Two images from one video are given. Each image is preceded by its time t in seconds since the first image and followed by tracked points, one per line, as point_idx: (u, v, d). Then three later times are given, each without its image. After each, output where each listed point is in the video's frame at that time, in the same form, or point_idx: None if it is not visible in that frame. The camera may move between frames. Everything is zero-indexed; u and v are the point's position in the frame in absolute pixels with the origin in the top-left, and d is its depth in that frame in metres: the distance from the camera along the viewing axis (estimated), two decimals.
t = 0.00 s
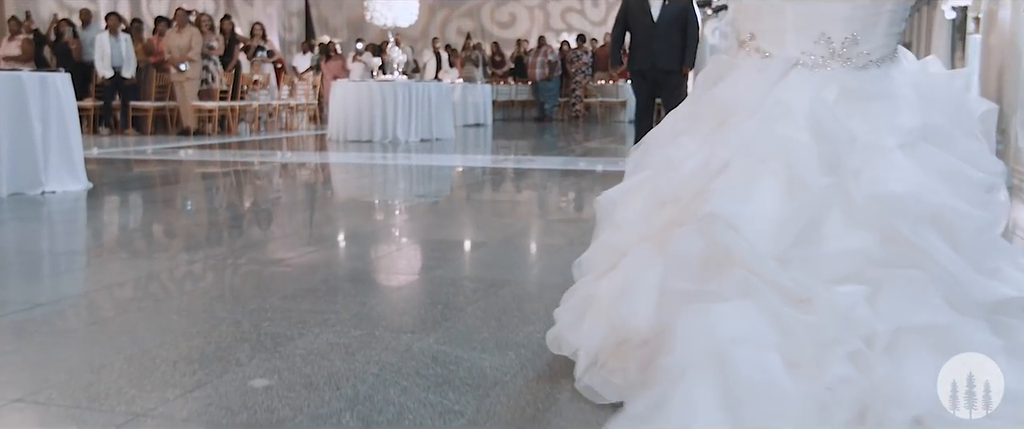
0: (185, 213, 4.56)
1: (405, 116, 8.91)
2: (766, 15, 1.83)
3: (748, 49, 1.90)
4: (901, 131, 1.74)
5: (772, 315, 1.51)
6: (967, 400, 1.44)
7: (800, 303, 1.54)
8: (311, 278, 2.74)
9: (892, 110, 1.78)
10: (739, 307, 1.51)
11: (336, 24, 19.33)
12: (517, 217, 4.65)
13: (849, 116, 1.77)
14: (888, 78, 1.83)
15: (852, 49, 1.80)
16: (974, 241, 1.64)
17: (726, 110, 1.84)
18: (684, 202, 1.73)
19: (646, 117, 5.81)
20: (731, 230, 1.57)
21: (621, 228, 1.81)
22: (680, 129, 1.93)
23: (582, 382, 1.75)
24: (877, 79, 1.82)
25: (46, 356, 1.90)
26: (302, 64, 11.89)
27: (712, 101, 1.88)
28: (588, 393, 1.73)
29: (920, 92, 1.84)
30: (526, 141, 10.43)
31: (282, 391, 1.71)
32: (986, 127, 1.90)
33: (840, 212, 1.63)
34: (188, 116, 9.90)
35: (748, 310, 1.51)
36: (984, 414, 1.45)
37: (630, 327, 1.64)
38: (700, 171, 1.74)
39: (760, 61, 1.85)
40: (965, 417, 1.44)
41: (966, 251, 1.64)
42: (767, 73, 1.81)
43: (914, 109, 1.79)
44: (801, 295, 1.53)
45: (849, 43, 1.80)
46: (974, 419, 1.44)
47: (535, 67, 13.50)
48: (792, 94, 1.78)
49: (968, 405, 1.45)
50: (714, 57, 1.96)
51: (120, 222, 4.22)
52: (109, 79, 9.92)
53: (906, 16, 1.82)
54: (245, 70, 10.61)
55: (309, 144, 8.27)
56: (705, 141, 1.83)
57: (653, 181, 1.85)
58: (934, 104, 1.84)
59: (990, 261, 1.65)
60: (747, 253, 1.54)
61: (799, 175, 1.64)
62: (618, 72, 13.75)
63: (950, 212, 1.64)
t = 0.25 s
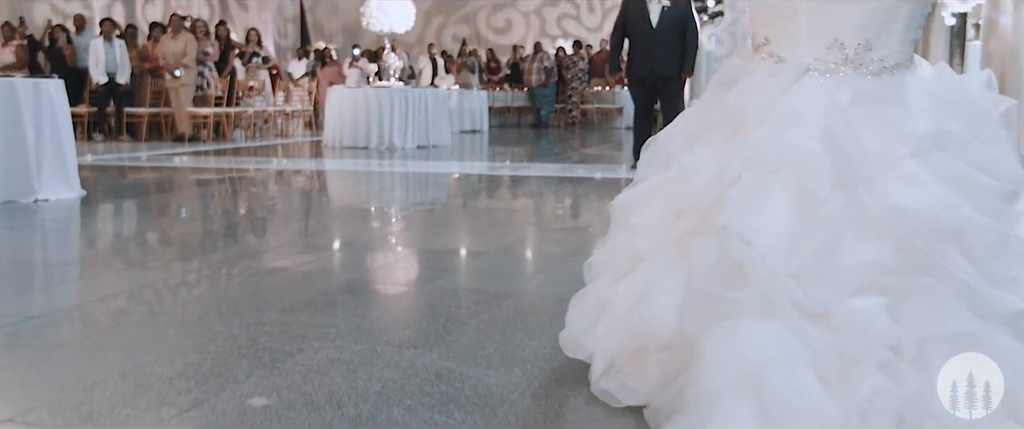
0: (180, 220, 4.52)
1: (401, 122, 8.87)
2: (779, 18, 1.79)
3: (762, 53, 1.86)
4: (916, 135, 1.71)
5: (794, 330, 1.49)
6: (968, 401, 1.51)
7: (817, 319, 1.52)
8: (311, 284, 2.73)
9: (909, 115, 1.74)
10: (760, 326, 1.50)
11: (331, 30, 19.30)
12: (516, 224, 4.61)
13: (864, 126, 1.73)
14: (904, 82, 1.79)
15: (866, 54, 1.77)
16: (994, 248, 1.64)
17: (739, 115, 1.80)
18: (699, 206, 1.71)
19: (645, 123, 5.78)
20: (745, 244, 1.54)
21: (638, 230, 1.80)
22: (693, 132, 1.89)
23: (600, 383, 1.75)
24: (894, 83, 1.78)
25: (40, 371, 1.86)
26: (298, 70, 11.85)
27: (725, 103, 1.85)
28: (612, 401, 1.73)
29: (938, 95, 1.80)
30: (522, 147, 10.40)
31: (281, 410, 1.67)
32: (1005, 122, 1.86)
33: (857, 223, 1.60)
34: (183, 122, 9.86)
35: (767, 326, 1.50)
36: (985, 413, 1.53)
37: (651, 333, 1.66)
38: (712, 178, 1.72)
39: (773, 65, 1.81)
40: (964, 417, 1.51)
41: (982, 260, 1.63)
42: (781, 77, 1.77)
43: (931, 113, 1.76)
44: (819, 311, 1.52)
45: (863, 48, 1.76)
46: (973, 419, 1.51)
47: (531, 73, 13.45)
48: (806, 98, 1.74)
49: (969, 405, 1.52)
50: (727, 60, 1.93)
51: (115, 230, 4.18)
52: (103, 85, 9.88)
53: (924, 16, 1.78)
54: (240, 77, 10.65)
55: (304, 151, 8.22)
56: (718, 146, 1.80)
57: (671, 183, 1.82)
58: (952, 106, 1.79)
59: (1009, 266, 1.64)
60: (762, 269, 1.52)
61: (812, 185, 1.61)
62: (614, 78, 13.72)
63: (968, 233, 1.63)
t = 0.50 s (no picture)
0: (173, 229, 4.46)
1: (395, 130, 8.82)
2: (791, 27, 1.83)
3: (779, 62, 1.90)
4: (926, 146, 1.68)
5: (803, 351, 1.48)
6: (967, 400, 1.44)
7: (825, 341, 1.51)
8: (308, 294, 2.70)
9: (916, 128, 1.72)
10: (766, 347, 1.48)
11: (325, 36, 19.27)
12: (512, 232, 4.56)
13: (870, 144, 1.71)
14: (919, 92, 1.76)
15: (878, 61, 1.78)
16: (1005, 263, 1.57)
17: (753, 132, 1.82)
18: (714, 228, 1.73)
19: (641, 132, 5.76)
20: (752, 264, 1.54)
21: (657, 248, 1.82)
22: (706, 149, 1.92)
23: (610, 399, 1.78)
24: (909, 96, 1.75)
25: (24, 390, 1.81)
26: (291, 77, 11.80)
27: (739, 119, 1.87)
28: (626, 407, 1.74)
29: (953, 108, 1.75)
30: (517, 154, 10.37)
31: None
32: None
33: (862, 247, 1.59)
34: (175, 129, 9.80)
35: (776, 347, 1.49)
36: (985, 414, 1.45)
37: (661, 347, 1.67)
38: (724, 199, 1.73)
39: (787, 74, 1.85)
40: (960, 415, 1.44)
41: (999, 278, 1.55)
42: (791, 86, 1.79)
43: (945, 126, 1.72)
44: (828, 332, 1.50)
45: (874, 57, 1.78)
46: (973, 420, 1.43)
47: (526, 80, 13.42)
48: (814, 119, 1.76)
49: (968, 405, 1.44)
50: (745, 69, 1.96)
51: (106, 238, 4.12)
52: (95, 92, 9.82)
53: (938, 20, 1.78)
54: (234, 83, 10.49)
55: (298, 158, 8.17)
56: (732, 167, 1.82)
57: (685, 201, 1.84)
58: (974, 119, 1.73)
59: (1022, 279, 1.57)
60: (768, 291, 1.51)
61: (818, 211, 1.62)
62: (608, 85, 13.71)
63: (976, 246, 1.55)
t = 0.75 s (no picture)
0: (164, 238, 4.40)
1: (388, 137, 8.78)
2: (798, 41, 1.80)
3: (788, 79, 1.87)
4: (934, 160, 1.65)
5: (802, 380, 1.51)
6: (968, 401, 1.48)
7: (828, 367, 1.53)
8: (303, 306, 2.66)
9: (924, 143, 1.69)
10: (765, 376, 1.52)
11: (316, 43, 19.24)
12: (505, 242, 4.52)
13: (874, 160, 1.70)
14: (929, 106, 1.73)
15: (888, 75, 1.75)
16: (1010, 282, 1.58)
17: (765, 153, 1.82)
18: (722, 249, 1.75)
19: (636, 139, 5.76)
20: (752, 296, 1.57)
21: (672, 264, 1.85)
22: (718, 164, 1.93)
23: (624, 403, 1.84)
24: (919, 111, 1.72)
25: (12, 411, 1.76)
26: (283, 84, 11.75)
27: (749, 137, 1.87)
28: (637, 411, 1.80)
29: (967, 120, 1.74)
30: (510, 162, 10.34)
31: None
32: None
33: (864, 268, 1.59)
34: (167, 137, 9.75)
35: (776, 375, 1.52)
36: (985, 414, 1.51)
37: (674, 364, 1.73)
38: (732, 222, 1.75)
39: (796, 92, 1.83)
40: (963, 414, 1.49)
41: (1004, 298, 1.56)
42: (799, 105, 1.79)
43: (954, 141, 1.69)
44: (827, 359, 1.53)
45: (884, 71, 1.75)
46: (973, 420, 1.49)
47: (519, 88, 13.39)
48: (821, 137, 1.74)
49: (970, 405, 1.49)
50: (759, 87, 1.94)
51: (97, 249, 4.06)
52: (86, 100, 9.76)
53: (946, 30, 1.76)
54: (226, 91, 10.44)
55: (291, 167, 8.13)
56: (743, 188, 1.83)
57: (697, 218, 1.85)
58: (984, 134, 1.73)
59: None
60: (768, 323, 1.55)
61: (819, 237, 1.64)
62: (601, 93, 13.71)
63: (978, 268, 1.54)
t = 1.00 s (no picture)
0: (156, 249, 4.33)
1: (383, 146, 8.72)
2: (813, 61, 1.79)
3: (803, 99, 1.86)
4: (943, 176, 1.60)
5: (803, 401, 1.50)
6: (967, 400, 1.45)
7: (834, 387, 1.51)
8: (303, 321, 2.61)
9: (932, 158, 1.64)
10: (767, 397, 1.52)
11: (311, 51, 19.24)
12: (501, 250, 4.49)
13: (885, 170, 1.66)
14: (941, 123, 1.69)
15: (900, 94, 1.73)
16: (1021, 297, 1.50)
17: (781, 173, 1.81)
18: (736, 269, 1.74)
19: (634, 148, 5.72)
20: (759, 319, 1.58)
21: (694, 286, 1.87)
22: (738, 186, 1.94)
23: (648, 412, 1.85)
24: (930, 125, 1.69)
25: None
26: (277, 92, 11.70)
27: (767, 157, 1.87)
28: (654, 420, 1.82)
29: (982, 137, 1.70)
30: (505, 170, 10.30)
31: None
32: None
33: (873, 285, 1.57)
34: (160, 146, 9.69)
35: (778, 397, 1.51)
36: (984, 414, 1.47)
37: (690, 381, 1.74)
38: (744, 242, 1.75)
39: (811, 112, 1.82)
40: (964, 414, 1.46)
41: (1017, 311, 1.49)
42: (812, 123, 1.79)
43: (966, 158, 1.63)
44: (831, 377, 1.51)
45: (896, 90, 1.73)
46: (973, 420, 1.46)
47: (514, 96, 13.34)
48: (830, 155, 1.72)
49: (968, 405, 1.46)
50: (780, 104, 1.94)
51: (87, 260, 4.00)
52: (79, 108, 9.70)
53: (960, 47, 1.71)
54: (219, 99, 10.39)
55: (284, 175, 8.08)
56: (756, 209, 1.81)
57: (718, 238, 1.86)
58: (1003, 152, 1.67)
59: None
60: (771, 345, 1.55)
61: (824, 255, 1.62)
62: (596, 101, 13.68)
63: (988, 283, 1.49)
